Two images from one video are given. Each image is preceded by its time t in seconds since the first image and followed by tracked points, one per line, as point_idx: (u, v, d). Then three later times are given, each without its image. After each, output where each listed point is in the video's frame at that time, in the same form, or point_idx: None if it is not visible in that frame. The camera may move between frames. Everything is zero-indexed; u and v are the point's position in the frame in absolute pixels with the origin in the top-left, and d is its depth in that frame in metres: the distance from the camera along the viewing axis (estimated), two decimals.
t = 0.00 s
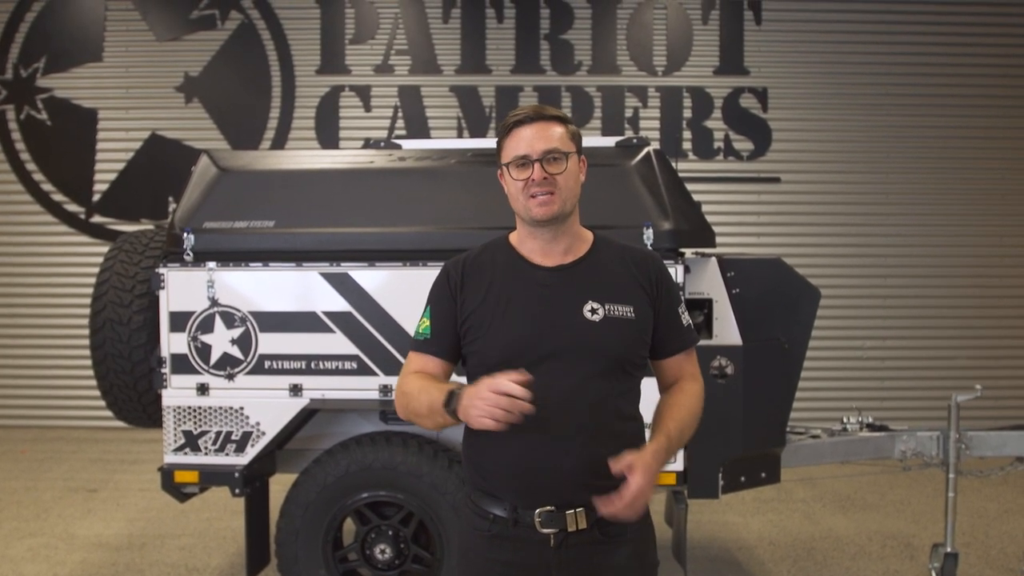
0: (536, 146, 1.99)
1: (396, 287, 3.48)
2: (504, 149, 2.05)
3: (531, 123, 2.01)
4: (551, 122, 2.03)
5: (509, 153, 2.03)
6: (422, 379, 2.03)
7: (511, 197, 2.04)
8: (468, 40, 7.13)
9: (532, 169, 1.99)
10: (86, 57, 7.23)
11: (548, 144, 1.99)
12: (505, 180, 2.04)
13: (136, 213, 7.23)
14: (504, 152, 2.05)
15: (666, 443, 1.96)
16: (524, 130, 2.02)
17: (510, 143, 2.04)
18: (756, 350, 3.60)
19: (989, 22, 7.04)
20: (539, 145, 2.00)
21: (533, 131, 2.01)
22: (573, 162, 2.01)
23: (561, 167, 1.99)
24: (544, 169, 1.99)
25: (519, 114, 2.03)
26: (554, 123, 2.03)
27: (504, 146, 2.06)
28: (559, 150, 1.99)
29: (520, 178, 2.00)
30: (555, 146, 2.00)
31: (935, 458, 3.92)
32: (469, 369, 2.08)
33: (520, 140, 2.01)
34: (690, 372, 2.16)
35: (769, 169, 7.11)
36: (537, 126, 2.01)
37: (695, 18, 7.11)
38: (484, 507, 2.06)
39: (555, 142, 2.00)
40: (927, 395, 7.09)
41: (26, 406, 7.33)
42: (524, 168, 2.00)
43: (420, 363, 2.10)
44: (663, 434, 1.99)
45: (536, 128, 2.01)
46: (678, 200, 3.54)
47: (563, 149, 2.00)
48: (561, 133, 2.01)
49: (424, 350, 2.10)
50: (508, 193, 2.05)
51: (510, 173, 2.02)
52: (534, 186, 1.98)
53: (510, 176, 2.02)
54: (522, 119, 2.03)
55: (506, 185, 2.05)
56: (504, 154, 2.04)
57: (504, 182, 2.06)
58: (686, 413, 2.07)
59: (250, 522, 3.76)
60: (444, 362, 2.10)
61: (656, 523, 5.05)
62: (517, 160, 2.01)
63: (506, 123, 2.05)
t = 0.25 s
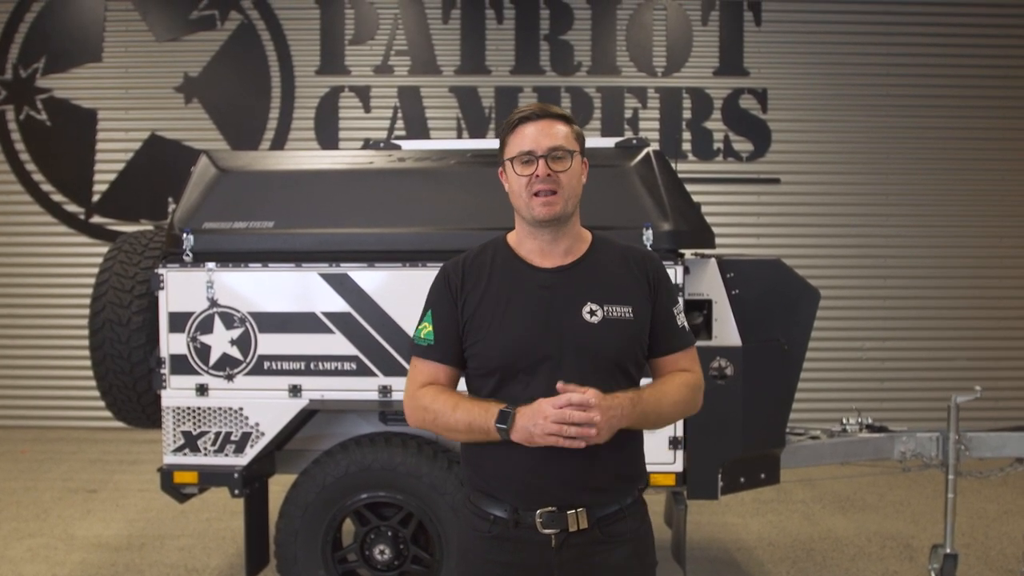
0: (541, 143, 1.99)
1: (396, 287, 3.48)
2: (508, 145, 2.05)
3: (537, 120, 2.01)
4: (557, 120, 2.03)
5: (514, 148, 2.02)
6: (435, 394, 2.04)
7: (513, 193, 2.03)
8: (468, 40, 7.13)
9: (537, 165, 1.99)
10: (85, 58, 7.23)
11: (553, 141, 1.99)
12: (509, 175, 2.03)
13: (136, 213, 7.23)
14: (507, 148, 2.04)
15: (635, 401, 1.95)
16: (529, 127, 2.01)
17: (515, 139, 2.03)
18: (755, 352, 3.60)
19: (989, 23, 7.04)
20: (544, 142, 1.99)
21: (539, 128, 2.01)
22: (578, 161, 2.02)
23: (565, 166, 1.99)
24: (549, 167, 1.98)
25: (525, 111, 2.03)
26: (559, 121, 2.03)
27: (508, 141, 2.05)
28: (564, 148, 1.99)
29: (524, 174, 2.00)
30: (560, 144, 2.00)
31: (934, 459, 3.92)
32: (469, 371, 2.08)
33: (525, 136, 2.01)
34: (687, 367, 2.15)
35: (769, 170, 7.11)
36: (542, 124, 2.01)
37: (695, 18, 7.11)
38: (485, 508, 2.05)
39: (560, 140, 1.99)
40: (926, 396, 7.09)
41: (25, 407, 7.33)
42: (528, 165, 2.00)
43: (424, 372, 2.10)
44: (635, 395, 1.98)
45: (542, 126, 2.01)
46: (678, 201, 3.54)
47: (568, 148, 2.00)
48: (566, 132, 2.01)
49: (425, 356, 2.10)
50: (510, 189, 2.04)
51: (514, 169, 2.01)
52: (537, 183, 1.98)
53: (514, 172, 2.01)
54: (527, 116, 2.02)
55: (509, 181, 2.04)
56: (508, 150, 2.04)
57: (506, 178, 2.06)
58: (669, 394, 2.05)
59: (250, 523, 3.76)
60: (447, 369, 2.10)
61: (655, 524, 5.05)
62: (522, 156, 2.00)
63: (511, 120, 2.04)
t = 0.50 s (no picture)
0: (542, 143, 1.99)
1: (396, 288, 3.48)
2: (508, 146, 2.04)
3: (538, 121, 2.02)
4: (558, 120, 2.03)
5: (514, 149, 2.02)
6: (431, 399, 2.07)
7: (512, 194, 2.03)
8: (467, 41, 7.13)
9: (538, 166, 1.99)
10: (85, 58, 7.23)
11: (553, 142, 1.99)
12: (508, 176, 2.03)
13: (135, 213, 7.22)
14: (508, 147, 2.05)
15: (631, 415, 1.97)
16: (530, 127, 2.02)
17: (516, 138, 2.03)
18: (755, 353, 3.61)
19: (988, 24, 7.05)
20: (544, 143, 1.99)
21: (540, 128, 2.01)
22: (578, 163, 2.02)
23: (565, 167, 1.99)
24: (549, 167, 1.98)
25: (526, 111, 2.03)
26: (560, 122, 2.03)
27: (509, 142, 2.05)
28: (565, 149, 2.00)
29: (524, 175, 1.99)
30: (561, 145, 2.00)
31: (933, 460, 3.92)
32: (467, 374, 2.08)
33: (526, 136, 2.01)
34: (686, 372, 2.17)
35: (768, 171, 7.11)
36: (544, 124, 2.01)
37: (694, 19, 7.12)
38: (484, 509, 2.05)
39: (561, 141, 2.00)
40: (926, 397, 7.09)
41: (24, 407, 7.32)
42: (529, 166, 2.00)
43: (422, 376, 2.13)
44: (633, 408, 1.99)
45: (543, 126, 2.01)
46: (678, 202, 3.54)
47: (569, 149, 2.00)
48: (567, 133, 2.01)
49: (423, 359, 2.11)
50: (510, 189, 2.04)
51: (514, 169, 2.01)
52: (537, 183, 1.98)
53: (514, 171, 2.01)
54: (529, 117, 2.03)
55: (508, 182, 2.04)
56: (509, 149, 2.04)
57: (506, 179, 2.06)
58: (665, 403, 2.06)
59: (249, 523, 3.76)
60: (444, 372, 2.12)
61: (655, 525, 5.05)
62: (523, 157, 2.00)
63: (512, 120, 2.05)
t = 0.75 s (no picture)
0: (544, 145, 1.99)
1: (395, 289, 3.48)
2: (510, 147, 2.05)
3: (540, 123, 2.02)
4: (560, 123, 2.03)
5: (515, 150, 2.03)
6: (431, 398, 2.07)
7: (513, 195, 2.04)
8: (467, 42, 7.13)
9: (539, 168, 1.99)
10: (84, 58, 7.23)
11: (555, 144, 2.00)
12: (509, 177, 2.03)
13: (135, 214, 7.22)
14: (510, 149, 2.05)
15: (629, 414, 1.97)
16: (531, 129, 2.02)
17: (517, 140, 2.03)
18: (754, 354, 3.61)
19: (988, 26, 7.05)
20: (546, 145, 2.00)
21: (541, 130, 2.01)
22: (579, 165, 2.02)
23: (566, 170, 2.00)
24: (550, 170, 1.99)
25: (528, 113, 2.03)
26: (562, 124, 2.03)
27: (510, 143, 2.05)
28: (566, 152, 2.00)
29: (525, 176, 2.00)
30: (563, 146, 2.00)
31: (932, 461, 3.93)
32: (466, 374, 2.08)
33: (527, 138, 2.01)
34: (687, 372, 2.16)
35: (768, 172, 7.11)
36: (545, 126, 2.02)
37: (694, 20, 7.12)
38: (483, 510, 2.05)
39: (562, 144, 2.00)
40: (925, 398, 7.09)
41: (23, 407, 7.32)
42: (530, 167, 2.00)
43: (422, 376, 2.13)
44: (631, 408, 1.99)
45: (545, 128, 2.02)
46: (677, 202, 3.54)
47: (570, 151, 2.00)
48: (568, 135, 2.02)
49: (423, 359, 2.11)
50: (511, 191, 2.04)
51: (515, 170, 2.01)
52: (538, 186, 1.98)
53: (515, 174, 2.02)
54: (530, 118, 2.03)
55: (509, 183, 2.04)
56: (510, 151, 2.04)
57: (506, 180, 2.06)
58: (666, 403, 2.06)
59: (249, 524, 3.75)
60: (444, 372, 2.12)
61: (654, 526, 5.05)
62: (524, 158, 2.01)
63: (513, 121, 2.05)
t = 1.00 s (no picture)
0: (546, 146, 2.00)
1: (395, 289, 3.48)
2: (512, 148, 2.05)
3: (542, 124, 2.02)
4: (563, 124, 2.04)
5: (518, 151, 2.03)
6: (430, 398, 2.07)
7: (514, 195, 2.04)
8: (467, 42, 7.13)
9: (541, 169, 2.00)
10: (84, 58, 7.23)
11: (557, 145, 2.00)
12: (511, 178, 2.03)
13: (135, 214, 7.22)
14: (512, 149, 2.05)
15: (628, 415, 1.96)
16: (534, 130, 2.02)
17: (520, 141, 2.04)
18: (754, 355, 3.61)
19: (988, 27, 7.05)
20: (548, 146, 2.00)
21: (543, 131, 2.02)
22: (581, 166, 2.02)
23: (568, 171, 2.00)
24: (552, 171, 1.99)
25: (530, 114, 2.04)
26: (564, 126, 2.04)
27: (512, 144, 2.06)
28: (568, 153, 2.00)
29: (527, 177, 2.00)
30: (565, 148, 2.01)
31: (932, 462, 3.92)
32: (466, 374, 2.07)
33: (530, 139, 2.02)
34: (687, 373, 2.16)
35: (768, 172, 7.11)
36: (548, 127, 2.02)
37: (694, 20, 7.12)
38: (483, 510, 2.05)
39: (565, 145, 2.00)
40: (925, 399, 7.10)
41: (23, 407, 7.32)
42: (532, 168, 2.00)
43: (422, 376, 2.13)
44: (630, 409, 1.98)
45: (547, 129, 2.02)
46: (677, 203, 3.54)
47: (572, 152, 2.01)
48: (570, 137, 2.02)
49: (423, 359, 2.11)
50: (512, 191, 2.05)
51: (517, 171, 2.02)
52: (540, 186, 1.99)
53: (517, 174, 2.02)
54: (533, 119, 2.03)
55: (511, 183, 2.04)
56: (513, 151, 2.04)
57: (508, 181, 2.06)
58: (665, 405, 2.06)
59: (248, 524, 3.75)
60: (444, 372, 2.12)
61: (654, 526, 5.05)
62: (526, 159, 2.01)
63: (516, 122, 2.05)
